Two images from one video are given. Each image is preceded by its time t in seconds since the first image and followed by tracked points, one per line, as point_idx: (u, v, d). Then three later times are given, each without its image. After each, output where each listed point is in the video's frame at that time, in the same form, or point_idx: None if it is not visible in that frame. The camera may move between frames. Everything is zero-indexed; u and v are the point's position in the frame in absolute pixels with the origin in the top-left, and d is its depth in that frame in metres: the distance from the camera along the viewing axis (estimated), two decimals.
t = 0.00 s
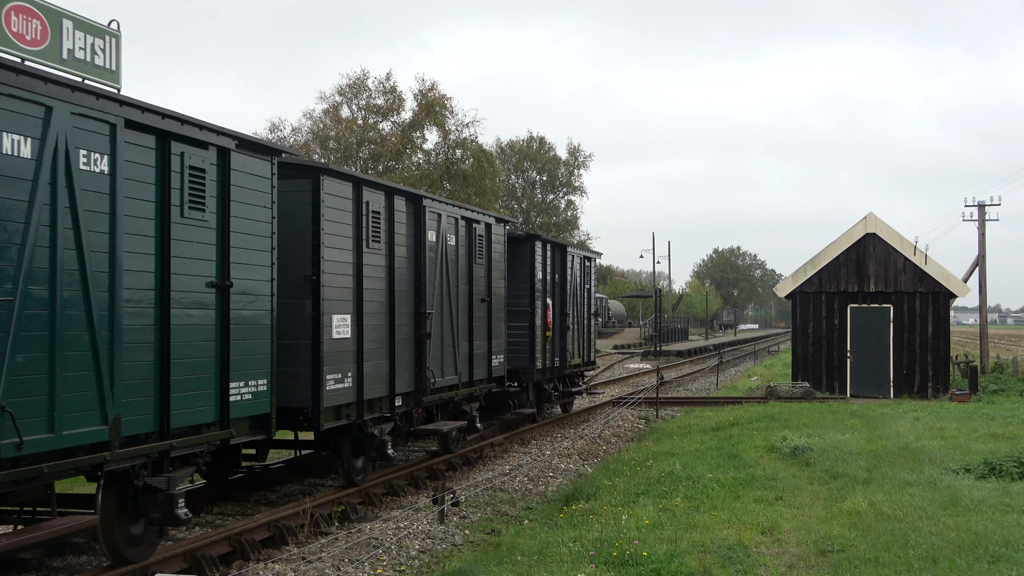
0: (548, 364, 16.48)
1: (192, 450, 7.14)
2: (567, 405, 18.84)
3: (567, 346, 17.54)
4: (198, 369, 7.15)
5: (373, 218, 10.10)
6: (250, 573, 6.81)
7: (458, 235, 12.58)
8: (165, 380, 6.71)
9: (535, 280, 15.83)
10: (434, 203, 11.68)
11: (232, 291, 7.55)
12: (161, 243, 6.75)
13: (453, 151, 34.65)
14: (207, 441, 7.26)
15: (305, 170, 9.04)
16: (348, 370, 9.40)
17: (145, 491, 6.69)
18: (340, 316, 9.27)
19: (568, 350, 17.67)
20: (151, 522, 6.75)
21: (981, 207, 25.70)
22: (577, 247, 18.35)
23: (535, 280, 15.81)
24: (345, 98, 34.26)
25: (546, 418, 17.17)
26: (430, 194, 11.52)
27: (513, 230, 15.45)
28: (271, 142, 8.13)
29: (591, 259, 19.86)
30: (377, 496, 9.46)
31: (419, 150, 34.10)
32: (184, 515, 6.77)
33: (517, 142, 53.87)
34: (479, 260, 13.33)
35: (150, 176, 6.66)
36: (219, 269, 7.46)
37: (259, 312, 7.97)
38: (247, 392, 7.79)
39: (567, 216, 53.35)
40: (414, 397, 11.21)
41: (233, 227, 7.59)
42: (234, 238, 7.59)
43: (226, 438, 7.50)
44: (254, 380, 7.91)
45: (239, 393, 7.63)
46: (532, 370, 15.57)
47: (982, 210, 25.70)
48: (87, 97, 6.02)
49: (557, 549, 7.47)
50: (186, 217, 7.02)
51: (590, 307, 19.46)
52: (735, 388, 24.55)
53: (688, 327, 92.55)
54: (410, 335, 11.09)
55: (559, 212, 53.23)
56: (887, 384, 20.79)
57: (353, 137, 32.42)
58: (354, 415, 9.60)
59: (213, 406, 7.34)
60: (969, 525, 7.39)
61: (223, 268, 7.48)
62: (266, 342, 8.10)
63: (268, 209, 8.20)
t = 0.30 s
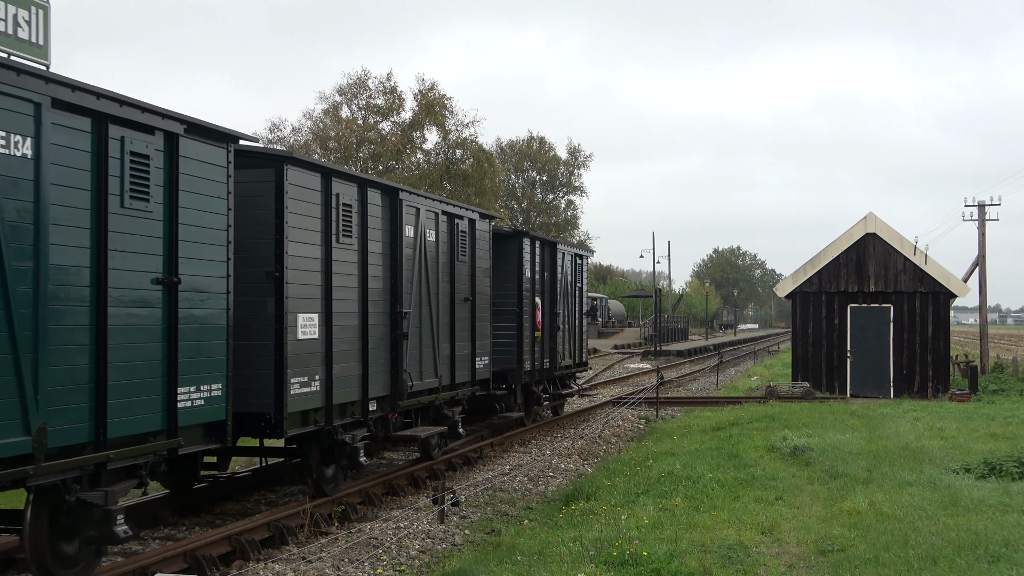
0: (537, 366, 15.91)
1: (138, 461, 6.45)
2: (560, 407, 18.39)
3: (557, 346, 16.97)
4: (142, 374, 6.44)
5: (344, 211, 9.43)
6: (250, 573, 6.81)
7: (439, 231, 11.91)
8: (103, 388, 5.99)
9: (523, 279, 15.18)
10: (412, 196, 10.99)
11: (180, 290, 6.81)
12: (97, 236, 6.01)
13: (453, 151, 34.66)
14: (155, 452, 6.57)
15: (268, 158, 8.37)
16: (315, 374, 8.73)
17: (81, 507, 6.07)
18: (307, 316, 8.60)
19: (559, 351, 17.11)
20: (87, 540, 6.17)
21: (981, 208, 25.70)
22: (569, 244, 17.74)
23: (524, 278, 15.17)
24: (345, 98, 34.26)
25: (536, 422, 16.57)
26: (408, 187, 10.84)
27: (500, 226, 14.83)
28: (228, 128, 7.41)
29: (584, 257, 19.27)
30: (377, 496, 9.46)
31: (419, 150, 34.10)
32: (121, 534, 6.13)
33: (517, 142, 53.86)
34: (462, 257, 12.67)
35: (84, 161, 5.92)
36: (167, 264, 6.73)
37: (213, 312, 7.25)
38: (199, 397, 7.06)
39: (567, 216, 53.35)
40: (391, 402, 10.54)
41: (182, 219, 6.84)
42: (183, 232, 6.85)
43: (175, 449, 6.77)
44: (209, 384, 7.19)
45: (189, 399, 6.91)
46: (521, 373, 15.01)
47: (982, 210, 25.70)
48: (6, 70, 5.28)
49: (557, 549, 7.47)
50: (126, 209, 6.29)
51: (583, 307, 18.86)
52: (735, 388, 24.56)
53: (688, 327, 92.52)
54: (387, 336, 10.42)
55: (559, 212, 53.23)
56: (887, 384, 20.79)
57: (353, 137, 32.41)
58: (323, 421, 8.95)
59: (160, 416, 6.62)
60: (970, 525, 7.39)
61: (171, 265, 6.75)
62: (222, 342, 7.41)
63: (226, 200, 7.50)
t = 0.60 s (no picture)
0: (525, 368, 15.35)
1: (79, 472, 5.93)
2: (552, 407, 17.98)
3: (547, 347, 16.49)
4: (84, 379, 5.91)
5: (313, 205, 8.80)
6: (250, 573, 6.80)
7: (420, 226, 11.30)
8: (34, 394, 5.46)
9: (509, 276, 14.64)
10: (388, 190, 10.36)
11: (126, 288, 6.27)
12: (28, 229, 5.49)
13: (453, 151, 34.67)
14: (99, 463, 6.03)
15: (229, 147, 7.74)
16: (281, 379, 8.13)
17: (11, 524, 5.56)
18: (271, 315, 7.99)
19: (548, 352, 16.61)
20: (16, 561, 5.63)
21: (981, 207, 25.70)
22: (558, 241, 17.19)
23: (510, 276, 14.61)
24: (345, 97, 34.27)
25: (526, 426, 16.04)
26: (385, 180, 10.23)
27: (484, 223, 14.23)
28: (184, 116, 6.90)
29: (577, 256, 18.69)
30: (377, 496, 9.46)
31: (419, 150, 34.10)
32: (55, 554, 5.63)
33: (517, 142, 53.87)
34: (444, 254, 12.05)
35: (13, 145, 5.40)
36: (111, 259, 6.19)
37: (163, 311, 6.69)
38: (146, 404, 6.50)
39: (567, 216, 53.35)
40: (367, 407, 9.93)
41: (128, 210, 6.30)
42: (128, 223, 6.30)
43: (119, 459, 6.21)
44: (158, 390, 6.62)
45: (136, 404, 6.36)
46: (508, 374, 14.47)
47: (982, 210, 25.71)
48: None
49: (557, 549, 7.48)
50: (63, 198, 5.75)
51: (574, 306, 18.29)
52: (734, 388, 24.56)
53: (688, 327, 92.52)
54: (362, 338, 9.80)
55: (559, 212, 53.17)
56: (887, 384, 20.79)
57: (353, 136, 32.42)
58: (290, 428, 8.37)
59: (102, 423, 6.07)
60: (970, 525, 7.39)
61: (116, 260, 6.21)
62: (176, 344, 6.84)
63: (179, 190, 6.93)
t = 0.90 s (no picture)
0: (511, 371, 14.75)
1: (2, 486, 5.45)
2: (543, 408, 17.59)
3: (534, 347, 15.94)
4: (3, 385, 5.40)
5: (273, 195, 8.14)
6: (250, 573, 6.81)
7: (395, 220, 10.59)
8: None
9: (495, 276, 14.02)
10: (359, 181, 9.67)
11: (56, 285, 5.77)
12: None
13: (453, 151, 34.69)
14: (17, 478, 5.51)
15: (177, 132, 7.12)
16: (238, 383, 7.52)
17: None
18: (225, 315, 7.37)
19: (536, 352, 16.08)
20: None
21: (981, 207, 25.71)
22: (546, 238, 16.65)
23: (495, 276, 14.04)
24: (345, 98, 34.28)
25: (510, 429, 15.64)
26: (355, 171, 9.54)
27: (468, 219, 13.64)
28: (127, 97, 6.36)
29: (567, 254, 18.13)
30: (377, 496, 9.47)
31: (419, 150, 34.10)
32: None
33: (517, 142, 53.86)
34: (422, 250, 11.37)
35: None
36: (36, 253, 5.67)
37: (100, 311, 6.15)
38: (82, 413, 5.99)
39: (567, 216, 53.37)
40: (336, 413, 9.29)
41: (53, 199, 5.76)
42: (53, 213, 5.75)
43: (47, 472, 5.71)
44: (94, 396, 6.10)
45: (65, 413, 5.84)
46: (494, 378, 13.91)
47: (982, 210, 25.71)
48: None
49: (557, 549, 7.48)
50: None
51: (561, 304, 17.76)
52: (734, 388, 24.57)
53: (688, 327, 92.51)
54: (331, 339, 9.16)
55: (559, 212, 53.15)
56: (887, 384, 20.79)
57: (353, 136, 32.43)
58: (249, 435, 7.76)
59: (25, 434, 5.56)
60: (970, 525, 7.39)
61: (40, 254, 5.69)
62: (114, 345, 6.31)
63: (116, 177, 6.34)
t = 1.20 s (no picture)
0: (497, 374, 14.54)
1: None
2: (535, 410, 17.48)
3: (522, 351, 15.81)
4: None
5: (229, 187, 7.73)
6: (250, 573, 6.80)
7: (370, 215, 10.25)
8: None
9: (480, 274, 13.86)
10: (329, 174, 9.29)
11: None
12: None
13: (453, 151, 34.69)
14: None
15: (123, 119, 6.75)
16: (192, 387, 7.13)
17: None
18: (176, 315, 6.96)
19: (525, 355, 15.96)
20: None
21: (981, 208, 25.71)
22: (534, 236, 16.53)
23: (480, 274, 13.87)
24: (345, 98, 34.27)
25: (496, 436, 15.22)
26: (325, 162, 9.21)
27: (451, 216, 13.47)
28: (53, 74, 5.92)
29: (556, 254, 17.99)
30: (377, 496, 9.47)
31: (419, 150, 34.07)
32: None
33: (517, 142, 53.84)
34: (398, 248, 10.99)
35: None
36: None
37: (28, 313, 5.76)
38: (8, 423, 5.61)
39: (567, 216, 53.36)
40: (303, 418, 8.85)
41: None
42: None
43: None
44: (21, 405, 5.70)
45: None
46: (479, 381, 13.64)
47: (982, 210, 25.72)
48: None
49: (557, 549, 7.48)
50: None
51: (549, 305, 17.61)
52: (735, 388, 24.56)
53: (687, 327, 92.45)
54: (298, 341, 8.73)
55: (559, 212, 53.10)
56: (887, 384, 20.79)
57: (353, 136, 32.43)
58: (205, 444, 7.36)
59: None
60: (970, 525, 7.39)
61: None
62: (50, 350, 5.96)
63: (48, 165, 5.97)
